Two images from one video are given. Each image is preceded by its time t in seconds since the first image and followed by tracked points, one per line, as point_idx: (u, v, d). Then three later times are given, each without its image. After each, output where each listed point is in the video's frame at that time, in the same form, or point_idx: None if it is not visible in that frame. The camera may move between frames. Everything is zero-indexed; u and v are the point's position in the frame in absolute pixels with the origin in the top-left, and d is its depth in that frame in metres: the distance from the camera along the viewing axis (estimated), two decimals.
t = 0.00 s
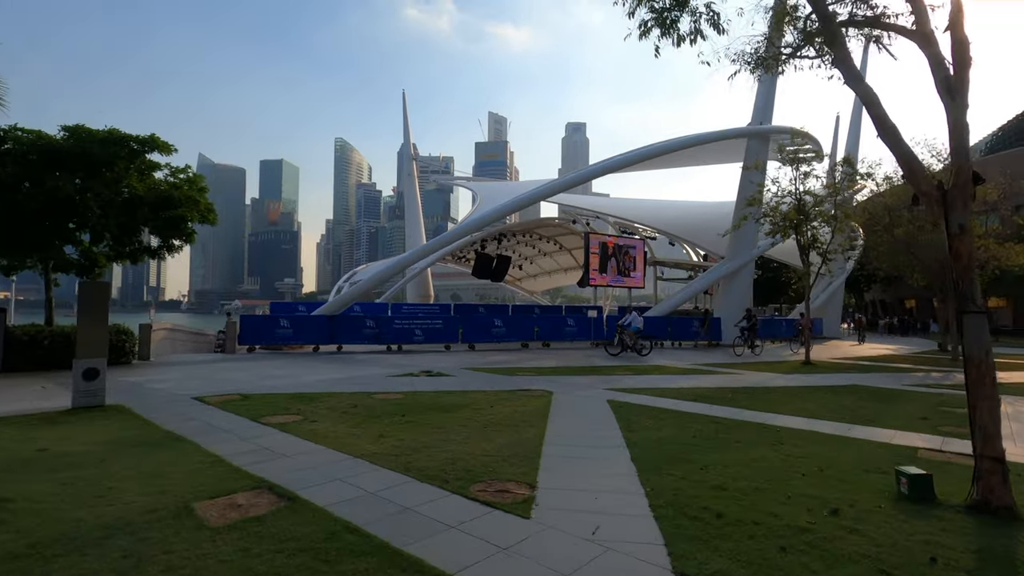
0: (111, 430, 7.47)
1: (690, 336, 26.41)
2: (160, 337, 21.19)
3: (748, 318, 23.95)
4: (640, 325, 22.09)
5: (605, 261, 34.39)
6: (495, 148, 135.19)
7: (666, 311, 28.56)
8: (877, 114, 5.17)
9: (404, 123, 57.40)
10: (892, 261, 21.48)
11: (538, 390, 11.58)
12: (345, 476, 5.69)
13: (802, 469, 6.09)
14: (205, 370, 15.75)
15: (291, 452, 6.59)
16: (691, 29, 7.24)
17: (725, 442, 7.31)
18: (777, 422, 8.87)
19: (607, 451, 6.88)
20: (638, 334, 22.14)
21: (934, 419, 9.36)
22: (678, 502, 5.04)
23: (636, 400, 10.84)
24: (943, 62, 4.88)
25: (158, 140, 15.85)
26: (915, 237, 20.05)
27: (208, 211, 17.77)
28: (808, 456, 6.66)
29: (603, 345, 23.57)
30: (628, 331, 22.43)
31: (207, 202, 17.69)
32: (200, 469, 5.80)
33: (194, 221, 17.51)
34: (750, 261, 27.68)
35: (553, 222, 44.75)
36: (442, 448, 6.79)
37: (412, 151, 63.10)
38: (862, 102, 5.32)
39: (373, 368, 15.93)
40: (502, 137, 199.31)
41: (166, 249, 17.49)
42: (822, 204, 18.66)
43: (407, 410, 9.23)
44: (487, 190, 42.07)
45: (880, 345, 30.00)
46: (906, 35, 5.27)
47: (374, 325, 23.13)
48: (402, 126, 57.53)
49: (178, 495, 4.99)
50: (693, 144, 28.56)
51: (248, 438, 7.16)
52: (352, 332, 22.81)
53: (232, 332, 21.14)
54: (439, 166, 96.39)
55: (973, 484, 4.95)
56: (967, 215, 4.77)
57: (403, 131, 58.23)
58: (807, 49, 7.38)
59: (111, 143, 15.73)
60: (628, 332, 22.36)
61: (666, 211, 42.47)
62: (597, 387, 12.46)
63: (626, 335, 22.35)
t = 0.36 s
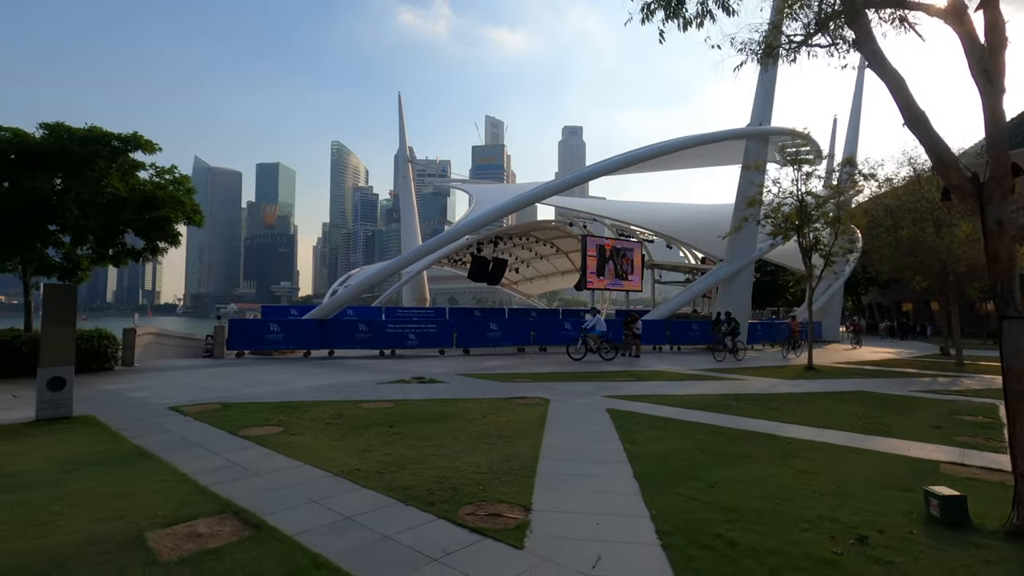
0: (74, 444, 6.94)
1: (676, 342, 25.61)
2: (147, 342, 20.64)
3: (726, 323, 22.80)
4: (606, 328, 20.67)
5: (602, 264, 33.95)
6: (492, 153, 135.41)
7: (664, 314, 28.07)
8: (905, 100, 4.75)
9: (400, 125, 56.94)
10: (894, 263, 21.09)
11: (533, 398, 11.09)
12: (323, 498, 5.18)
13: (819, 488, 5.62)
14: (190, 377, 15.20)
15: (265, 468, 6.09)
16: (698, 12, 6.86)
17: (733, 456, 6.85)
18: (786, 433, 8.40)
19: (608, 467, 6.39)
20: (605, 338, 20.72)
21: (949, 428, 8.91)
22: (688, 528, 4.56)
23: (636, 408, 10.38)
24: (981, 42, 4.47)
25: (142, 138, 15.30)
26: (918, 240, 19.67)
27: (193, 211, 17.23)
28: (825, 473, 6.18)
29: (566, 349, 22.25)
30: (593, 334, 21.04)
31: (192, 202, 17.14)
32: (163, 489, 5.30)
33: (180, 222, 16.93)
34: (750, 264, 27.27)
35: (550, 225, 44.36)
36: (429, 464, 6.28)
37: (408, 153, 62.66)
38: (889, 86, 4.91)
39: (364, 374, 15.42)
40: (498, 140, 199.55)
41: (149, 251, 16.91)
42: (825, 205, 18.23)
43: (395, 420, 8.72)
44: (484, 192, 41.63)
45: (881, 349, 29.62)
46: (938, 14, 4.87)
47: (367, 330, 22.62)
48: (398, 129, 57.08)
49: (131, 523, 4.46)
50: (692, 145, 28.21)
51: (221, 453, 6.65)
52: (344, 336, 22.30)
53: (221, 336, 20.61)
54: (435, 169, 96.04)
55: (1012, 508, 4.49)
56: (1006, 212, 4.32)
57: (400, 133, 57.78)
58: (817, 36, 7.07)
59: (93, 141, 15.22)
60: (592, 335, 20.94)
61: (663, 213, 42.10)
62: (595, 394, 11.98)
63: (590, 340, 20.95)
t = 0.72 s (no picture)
0: (30, 459, 6.41)
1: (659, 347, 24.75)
2: (131, 347, 20.06)
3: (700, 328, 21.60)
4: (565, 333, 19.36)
5: (599, 267, 33.50)
6: (489, 157, 135.36)
7: (663, 318, 27.57)
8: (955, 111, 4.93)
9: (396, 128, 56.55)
10: (895, 267, 20.76)
11: (528, 406, 10.57)
12: (293, 521, 4.67)
13: (839, 509, 5.13)
14: (173, 383, 14.63)
15: (233, 486, 5.56)
16: None
17: (741, 471, 6.36)
18: (796, 444, 7.91)
19: (607, 485, 5.89)
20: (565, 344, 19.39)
21: (967, 439, 8.45)
22: (698, 557, 4.07)
23: (636, 417, 9.90)
24: None
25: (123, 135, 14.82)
26: (921, 242, 19.35)
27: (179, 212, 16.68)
28: (843, 490, 5.69)
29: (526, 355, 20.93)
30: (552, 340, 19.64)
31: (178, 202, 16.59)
32: (113, 511, 4.77)
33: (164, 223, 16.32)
34: (749, 266, 26.91)
35: (546, 228, 43.96)
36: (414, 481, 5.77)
37: (404, 157, 62.24)
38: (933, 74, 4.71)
39: (353, 381, 14.90)
40: (495, 144, 199.54)
41: (133, 253, 16.28)
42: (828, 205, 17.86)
43: (381, 431, 8.20)
44: (480, 195, 41.20)
45: (882, 354, 29.22)
46: None
47: (359, 334, 22.08)
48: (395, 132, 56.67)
49: (71, 554, 3.94)
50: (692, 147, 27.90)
51: (187, 468, 6.13)
52: (335, 341, 21.76)
53: (208, 341, 20.05)
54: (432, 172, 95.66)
55: None
56: None
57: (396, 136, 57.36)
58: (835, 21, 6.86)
59: (73, 139, 14.67)
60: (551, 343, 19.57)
61: (661, 216, 41.76)
62: (593, 401, 11.49)
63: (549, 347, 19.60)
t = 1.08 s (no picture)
0: None
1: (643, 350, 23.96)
2: (114, 352, 19.48)
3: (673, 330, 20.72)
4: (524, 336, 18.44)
5: (596, 270, 33.06)
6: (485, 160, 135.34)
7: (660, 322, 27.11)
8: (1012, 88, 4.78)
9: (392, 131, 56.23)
10: (897, 270, 20.45)
11: (521, 415, 10.08)
12: (254, 554, 4.16)
13: (861, 537, 4.66)
14: (153, 390, 14.08)
15: (194, 511, 5.04)
16: None
17: (749, 491, 5.87)
18: (806, 458, 7.45)
19: (606, 507, 5.40)
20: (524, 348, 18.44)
21: (985, 451, 8.00)
22: None
23: (635, 427, 9.42)
24: None
25: (103, 132, 14.29)
26: (923, 245, 19.05)
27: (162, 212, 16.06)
28: (863, 513, 5.21)
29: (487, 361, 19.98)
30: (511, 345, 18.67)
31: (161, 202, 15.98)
32: (53, 543, 4.26)
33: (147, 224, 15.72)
34: (748, 270, 26.53)
35: (543, 232, 43.55)
36: (395, 504, 5.27)
37: (400, 160, 61.86)
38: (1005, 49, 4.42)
39: (341, 388, 14.35)
40: (491, 148, 199.61)
41: (115, 256, 15.68)
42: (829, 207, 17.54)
43: (364, 444, 7.68)
44: (475, 197, 40.78)
45: (882, 358, 28.84)
46: None
47: (350, 339, 21.53)
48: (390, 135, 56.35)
49: None
50: (690, 148, 27.56)
51: (146, 490, 5.60)
52: (325, 345, 21.21)
53: (194, 346, 19.48)
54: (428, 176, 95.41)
55: None
56: None
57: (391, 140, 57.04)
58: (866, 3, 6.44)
59: (48, 137, 14.09)
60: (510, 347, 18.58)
61: (658, 219, 41.44)
62: (589, 410, 11.00)
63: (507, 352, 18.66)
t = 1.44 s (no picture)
0: None
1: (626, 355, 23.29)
2: (100, 357, 18.93)
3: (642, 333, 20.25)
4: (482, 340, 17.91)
5: (594, 273, 32.63)
6: (483, 164, 135.65)
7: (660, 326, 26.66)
8: None
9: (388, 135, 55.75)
10: (901, 273, 20.02)
11: (517, 425, 9.60)
12: None
13: (892, 566, 4.21)
14: (138, 397, 13.60)
15: (155, 537, 4.56)
16: None
17: (763, 513, 5.42)
18: (820, 472, 6.99)
19: (608, 530, 4.94)
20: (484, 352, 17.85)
21: (1008, 464, 7.56)
22: None
23: (636, 436, 8.98)
24: None
25: (85, 130, 13.88)
26: (929, 247, 18.63)
27: (147, 213, 15.62)
28: (893, 542, 4.74)
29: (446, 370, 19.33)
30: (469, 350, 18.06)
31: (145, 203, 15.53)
32: None
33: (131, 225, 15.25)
34: (749, 273, 26.13)
35: (540, 234, 43.16)
36: (378, 528, 4.79)
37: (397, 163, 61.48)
38: None
39: (332, 394, 13.88)
40: (489, 151, 199.94)
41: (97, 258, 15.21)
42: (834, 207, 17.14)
43: (349, 457, 7.20)
44: (472, 200, 40.33)
45: (885, 362, 28.43)
46: None
47: (343, 343, 21.03)
48: (387, 138, 55.92)
49: None
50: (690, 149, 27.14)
51: (106, 511, 5.11)
52: (318, 349, 20.71)
53: (182, 350, 18.97)
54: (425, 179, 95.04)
55: None
56: None
57: (387, 142, 56.52)
58: None
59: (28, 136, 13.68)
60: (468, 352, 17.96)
61: (657, 221, 41.06)
62: (589, 418, 10.54)
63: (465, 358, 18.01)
